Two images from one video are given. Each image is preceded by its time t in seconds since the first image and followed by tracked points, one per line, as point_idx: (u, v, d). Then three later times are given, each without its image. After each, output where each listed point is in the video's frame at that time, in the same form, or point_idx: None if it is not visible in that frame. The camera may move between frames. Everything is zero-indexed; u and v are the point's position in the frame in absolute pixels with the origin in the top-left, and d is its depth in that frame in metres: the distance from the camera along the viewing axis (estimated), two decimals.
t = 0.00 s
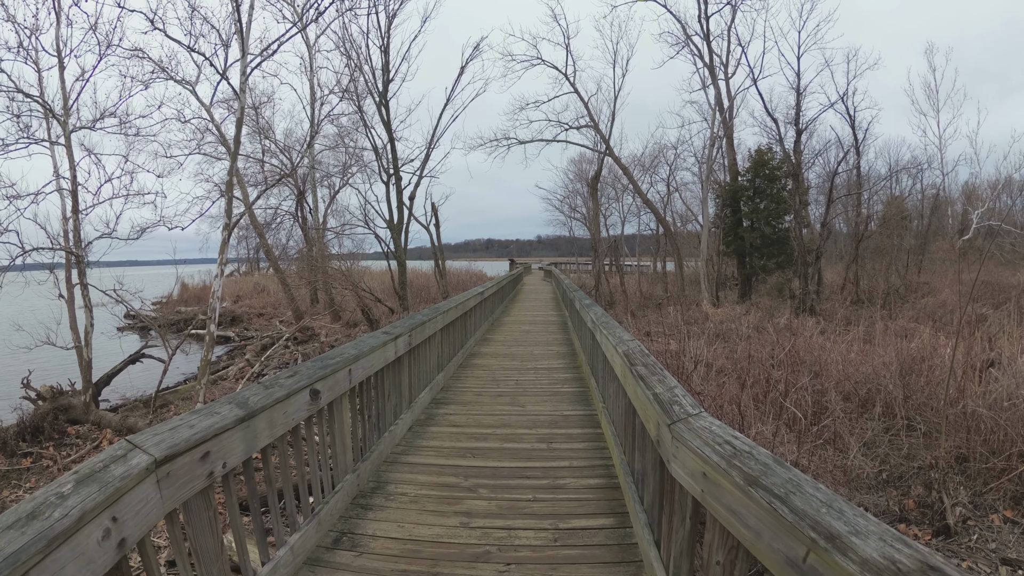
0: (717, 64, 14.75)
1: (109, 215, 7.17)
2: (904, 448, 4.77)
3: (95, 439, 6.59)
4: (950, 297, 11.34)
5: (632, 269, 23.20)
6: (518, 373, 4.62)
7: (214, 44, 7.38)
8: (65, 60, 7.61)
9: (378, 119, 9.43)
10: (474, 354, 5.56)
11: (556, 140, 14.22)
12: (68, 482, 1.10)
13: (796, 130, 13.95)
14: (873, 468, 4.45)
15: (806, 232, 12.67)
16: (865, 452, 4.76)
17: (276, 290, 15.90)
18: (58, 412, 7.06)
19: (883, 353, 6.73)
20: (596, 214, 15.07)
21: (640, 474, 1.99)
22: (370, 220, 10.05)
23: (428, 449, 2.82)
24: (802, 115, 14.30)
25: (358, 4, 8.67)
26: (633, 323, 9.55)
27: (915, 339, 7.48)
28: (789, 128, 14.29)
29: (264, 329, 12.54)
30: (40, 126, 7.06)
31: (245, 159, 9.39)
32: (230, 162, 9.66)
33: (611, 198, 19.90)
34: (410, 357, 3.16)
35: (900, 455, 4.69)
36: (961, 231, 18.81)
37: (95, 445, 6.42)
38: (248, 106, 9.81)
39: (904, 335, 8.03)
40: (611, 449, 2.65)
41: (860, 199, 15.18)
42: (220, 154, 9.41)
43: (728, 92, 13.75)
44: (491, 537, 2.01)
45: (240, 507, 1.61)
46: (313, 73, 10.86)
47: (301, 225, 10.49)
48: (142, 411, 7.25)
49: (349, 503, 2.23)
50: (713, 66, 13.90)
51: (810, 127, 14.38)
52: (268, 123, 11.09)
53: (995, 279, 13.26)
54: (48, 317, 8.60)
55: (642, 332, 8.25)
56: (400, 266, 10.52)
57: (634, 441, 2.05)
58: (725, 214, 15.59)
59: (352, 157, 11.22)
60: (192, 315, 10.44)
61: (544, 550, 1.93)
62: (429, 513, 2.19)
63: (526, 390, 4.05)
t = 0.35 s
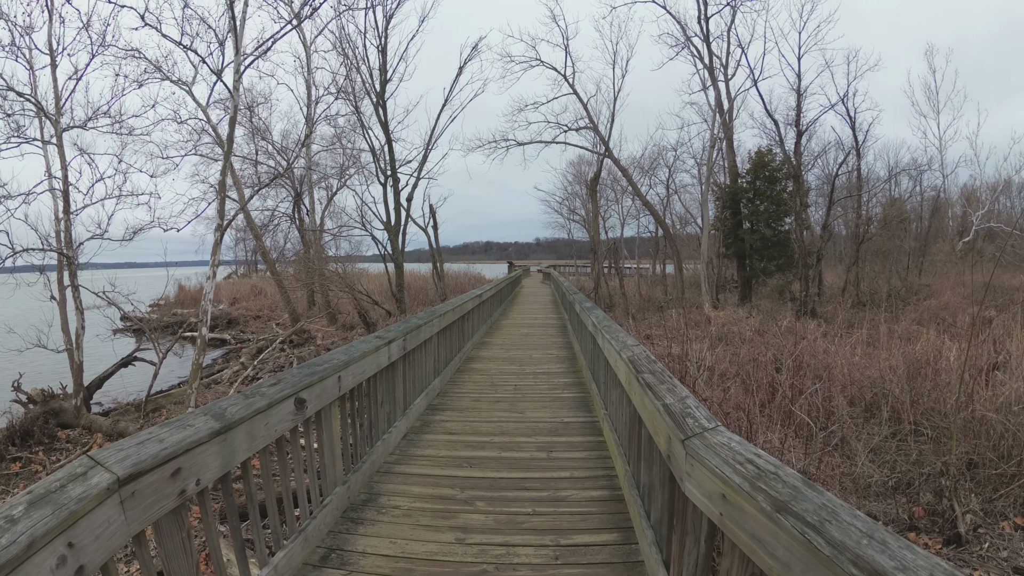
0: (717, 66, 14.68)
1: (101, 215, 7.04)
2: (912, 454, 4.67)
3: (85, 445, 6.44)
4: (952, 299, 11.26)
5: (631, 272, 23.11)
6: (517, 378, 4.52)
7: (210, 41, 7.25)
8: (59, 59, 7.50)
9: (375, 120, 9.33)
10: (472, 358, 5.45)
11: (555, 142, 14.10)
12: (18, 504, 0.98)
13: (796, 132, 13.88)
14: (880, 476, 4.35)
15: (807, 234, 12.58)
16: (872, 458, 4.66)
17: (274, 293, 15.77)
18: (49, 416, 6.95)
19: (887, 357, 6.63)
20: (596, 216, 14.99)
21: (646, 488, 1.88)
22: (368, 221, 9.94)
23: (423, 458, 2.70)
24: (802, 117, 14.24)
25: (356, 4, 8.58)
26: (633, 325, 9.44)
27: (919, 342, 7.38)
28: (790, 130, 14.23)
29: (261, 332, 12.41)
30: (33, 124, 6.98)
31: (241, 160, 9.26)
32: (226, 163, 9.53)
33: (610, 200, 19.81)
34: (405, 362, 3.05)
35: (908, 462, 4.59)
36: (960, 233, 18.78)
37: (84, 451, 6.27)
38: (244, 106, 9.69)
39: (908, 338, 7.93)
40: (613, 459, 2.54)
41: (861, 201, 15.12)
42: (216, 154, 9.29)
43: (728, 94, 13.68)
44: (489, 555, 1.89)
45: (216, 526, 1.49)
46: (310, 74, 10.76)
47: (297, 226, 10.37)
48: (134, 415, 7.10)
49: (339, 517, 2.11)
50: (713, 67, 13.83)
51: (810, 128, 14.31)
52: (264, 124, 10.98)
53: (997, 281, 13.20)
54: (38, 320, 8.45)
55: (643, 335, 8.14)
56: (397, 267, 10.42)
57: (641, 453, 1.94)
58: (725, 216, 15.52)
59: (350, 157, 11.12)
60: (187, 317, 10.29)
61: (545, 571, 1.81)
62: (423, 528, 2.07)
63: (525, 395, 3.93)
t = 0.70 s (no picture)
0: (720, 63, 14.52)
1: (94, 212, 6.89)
2: (924, 459, 4.55)
3: (76, 448, 6.29)
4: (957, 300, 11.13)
5: (631, 272, 22.96)
6: (519, 381, 4.39)
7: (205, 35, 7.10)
8: (50, 52, 7.33)
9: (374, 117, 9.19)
10: (472, 360, 5.32)
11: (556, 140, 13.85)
12: None
13: (800, 130, 13.74)
14: (892, 482, 4.22)
15: (810, 234, 12.44)
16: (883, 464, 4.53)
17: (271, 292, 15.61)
18: (40, 418, 6.79)
19: (894, 359, 6.51)
20: (597, 215, 14.84)
21: (661, 505, 1.75)
22: (366, 220, 9.81)
23: (420, 468, 2.56)
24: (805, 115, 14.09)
25: None
26: (634, 326, 9.31)
27: (926, 343, 7.26)
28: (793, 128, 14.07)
29: (258, 331, 12.27)
30: (23, 120, 6.82)
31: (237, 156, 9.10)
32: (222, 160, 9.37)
33: (610, 199, 19.66)
34: (402, 366, 2.91)
35: (920, 468, 4.46)
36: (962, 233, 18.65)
37: (75, 453, 6.12)
38: (240, 102, 9.53)
39: (914, 339, 7.80)
40: (622, 470, 2.41)
41: (864, 200, 14.99)
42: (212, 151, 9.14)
43: (731, 92, 13.52)
44: None
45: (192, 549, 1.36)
46: (308, 70, 10.60)
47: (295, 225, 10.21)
48: (127, 417, 6.94)
49: (331, 534, 1.97)
50: (716, 65, 13.66)
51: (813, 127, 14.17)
52: (261, 121, 10.82)
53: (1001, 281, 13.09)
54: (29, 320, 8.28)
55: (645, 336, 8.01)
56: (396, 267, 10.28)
57: (655, 467, 1.81)
58: (727, 215, 15.38)
59: (348, 155, 10.96)
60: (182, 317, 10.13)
61: None
62: (420, 545, 1.93)
63: (528, 400, 3.80)
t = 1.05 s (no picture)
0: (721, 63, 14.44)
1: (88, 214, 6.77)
2: (937, 464, 4.42)
3: (68, 453, 6.15)
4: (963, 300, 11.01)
5: (633, 273, 22.85)
6: (521, 385, 4.27)
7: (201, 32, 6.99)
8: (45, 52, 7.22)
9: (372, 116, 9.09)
10: (472, 364, 5.20)
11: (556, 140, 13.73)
12: None
13: (801, 130, 13.64)
14: (906, 488, 4.10)
15: (813, 234, 12.32)
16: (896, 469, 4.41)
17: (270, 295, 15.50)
18: (32, 422, 6.66)
19: (903, 360, 6.39)
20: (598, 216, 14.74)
21: (678, 523, 1.63)
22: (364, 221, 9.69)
23: (420, 479, 2.44)
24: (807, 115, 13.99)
25: None
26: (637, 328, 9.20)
27: (934, 344, 7.14)
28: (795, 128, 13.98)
29: (256, 334, 12.14)
30: (16, 120, 6.71)
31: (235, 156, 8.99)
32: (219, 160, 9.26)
33: (611, 200, 19.55)
34: (400, 372, 2.79)
35: (934, 473, 4.34)
36: (964, 233, 18.56)
37: (67, 460, 5.98)
38: (237, 102, 9.42)
39: (921, 340, 7.68)
40: (632, 481, 2.29)
41: (866, 200, 14.88)
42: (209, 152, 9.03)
43: (733, 92, 13.42)
44: None
45: None
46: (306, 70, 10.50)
47: (292, 226, 10.10)
48: (121, 422, 6.81)
49: (324, 553, 1.85)
50: (717, 65, 13.58)
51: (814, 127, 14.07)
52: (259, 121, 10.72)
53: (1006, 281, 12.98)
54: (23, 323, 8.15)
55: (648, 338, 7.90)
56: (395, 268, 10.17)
57: (670, 482, 1.69)
58: (729, 215, 15.29)
59: (346, 155, 10.85)
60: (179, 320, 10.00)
61: None
62: (420, 565, 1.81)
63: (531, 405, 3.68)
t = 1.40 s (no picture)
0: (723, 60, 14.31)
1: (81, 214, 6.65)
2: (949, 467, 4.31)
3: (59, 458, 6.04)
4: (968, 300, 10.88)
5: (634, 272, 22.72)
6: (522, 388, 4.16)
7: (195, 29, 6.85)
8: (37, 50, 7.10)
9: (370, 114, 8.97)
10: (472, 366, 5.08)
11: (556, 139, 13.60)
12: None
13: (804, 128, 13.51)
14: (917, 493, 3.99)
15: (816, 232, 12.19)
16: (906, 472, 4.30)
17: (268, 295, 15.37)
18: (24, 426, 6.54)
19: (910, 360, 6.26)
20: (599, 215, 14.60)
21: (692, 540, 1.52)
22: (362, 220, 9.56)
23: (415, 488, 2.33)
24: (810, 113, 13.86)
25: None
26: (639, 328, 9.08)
27: (942, 344, 7.01)
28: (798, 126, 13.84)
29: (254, 335, 12.02)
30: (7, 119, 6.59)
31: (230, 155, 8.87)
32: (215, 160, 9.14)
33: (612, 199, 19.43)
34: (396, 376, 2.67)
35: (946, 477, 4.23)
36: (967, 231, 18.42)
37: (58, 465, 5.86)
38: (233, 100, 9.30)
39: (928, 340, 7.56)
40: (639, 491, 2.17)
41: (869, 199, 14.74)
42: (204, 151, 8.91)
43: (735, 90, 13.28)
44: None
45: None
46: (303, 67, 10.37)
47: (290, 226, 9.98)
48: (115, 425, 6.70)
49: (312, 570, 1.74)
50: (719, 62, 13.44)
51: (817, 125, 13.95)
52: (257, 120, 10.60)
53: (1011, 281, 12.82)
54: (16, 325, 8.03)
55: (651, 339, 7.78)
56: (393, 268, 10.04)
57: (682, 497, 1.58)
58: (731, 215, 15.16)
59: (344, 154, 10.73)
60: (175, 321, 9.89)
61: None
62: None
63: (532, 409, 3.56)
